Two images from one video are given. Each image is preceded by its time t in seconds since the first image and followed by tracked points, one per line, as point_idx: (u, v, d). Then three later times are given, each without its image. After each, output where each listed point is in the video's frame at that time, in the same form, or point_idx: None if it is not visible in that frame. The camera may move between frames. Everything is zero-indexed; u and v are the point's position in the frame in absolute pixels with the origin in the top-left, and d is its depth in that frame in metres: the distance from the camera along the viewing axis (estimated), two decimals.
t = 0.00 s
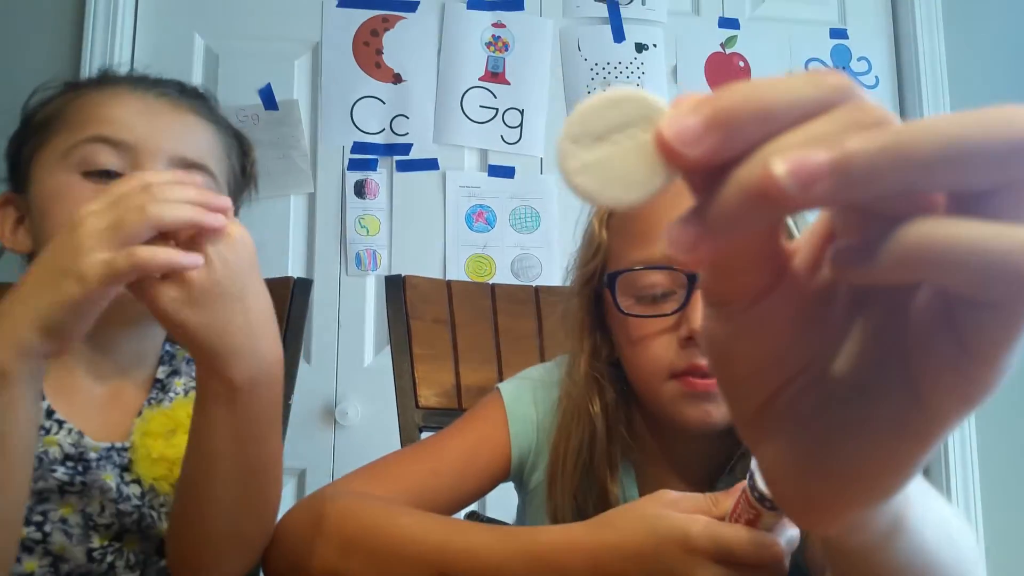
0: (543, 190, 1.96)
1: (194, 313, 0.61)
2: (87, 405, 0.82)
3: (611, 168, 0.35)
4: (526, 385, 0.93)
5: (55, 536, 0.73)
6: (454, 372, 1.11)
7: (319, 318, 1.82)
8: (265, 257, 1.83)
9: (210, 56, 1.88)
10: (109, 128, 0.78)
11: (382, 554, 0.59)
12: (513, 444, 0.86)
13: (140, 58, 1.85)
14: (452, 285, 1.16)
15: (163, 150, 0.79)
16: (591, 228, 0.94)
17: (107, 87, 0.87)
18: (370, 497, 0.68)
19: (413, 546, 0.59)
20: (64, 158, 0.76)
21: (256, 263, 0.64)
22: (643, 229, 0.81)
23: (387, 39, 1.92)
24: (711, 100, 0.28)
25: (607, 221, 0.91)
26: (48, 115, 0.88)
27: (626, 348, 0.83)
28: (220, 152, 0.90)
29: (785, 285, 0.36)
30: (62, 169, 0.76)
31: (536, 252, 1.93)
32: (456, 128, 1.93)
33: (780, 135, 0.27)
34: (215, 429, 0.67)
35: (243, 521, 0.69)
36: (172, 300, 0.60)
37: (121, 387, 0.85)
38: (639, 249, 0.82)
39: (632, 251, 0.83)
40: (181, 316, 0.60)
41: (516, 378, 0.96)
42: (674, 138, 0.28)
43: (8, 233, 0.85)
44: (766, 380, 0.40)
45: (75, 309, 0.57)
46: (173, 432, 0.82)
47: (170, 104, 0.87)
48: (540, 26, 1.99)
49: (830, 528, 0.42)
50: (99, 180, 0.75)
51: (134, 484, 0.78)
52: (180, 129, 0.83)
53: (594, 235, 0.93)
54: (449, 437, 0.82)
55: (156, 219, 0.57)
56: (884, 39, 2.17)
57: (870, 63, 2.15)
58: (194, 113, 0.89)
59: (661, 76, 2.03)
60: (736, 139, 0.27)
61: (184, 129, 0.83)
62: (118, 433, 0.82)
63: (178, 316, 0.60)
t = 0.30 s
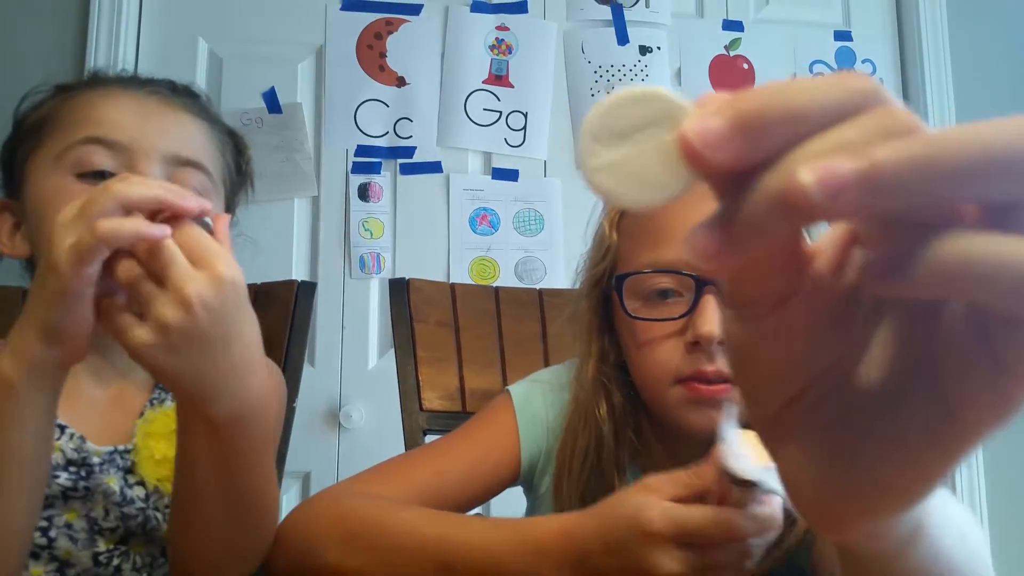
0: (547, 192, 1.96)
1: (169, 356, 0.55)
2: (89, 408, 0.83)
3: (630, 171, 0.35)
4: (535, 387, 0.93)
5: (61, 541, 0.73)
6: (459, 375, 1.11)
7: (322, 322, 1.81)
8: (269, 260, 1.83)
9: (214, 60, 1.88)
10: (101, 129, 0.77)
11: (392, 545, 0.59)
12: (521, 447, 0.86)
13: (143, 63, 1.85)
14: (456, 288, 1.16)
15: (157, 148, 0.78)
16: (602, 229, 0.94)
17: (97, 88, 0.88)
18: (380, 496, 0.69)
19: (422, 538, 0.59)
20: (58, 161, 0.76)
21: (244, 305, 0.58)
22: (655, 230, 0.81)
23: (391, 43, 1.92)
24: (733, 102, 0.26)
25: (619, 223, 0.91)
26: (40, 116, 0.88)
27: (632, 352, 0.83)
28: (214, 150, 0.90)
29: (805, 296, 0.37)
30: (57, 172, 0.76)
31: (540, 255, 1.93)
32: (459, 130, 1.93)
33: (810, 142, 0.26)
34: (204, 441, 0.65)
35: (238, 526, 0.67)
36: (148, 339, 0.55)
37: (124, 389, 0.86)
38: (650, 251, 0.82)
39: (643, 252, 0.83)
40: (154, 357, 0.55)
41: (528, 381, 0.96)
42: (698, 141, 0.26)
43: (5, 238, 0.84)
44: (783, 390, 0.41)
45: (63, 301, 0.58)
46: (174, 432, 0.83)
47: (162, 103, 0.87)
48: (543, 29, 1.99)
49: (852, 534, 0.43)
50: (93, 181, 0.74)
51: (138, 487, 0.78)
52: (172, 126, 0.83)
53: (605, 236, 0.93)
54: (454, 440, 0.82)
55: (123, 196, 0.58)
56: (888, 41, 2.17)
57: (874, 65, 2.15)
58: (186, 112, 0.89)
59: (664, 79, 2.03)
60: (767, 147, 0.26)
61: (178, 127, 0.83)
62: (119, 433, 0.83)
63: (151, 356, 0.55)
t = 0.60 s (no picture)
0: (551, 193, 1.96)
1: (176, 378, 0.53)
2: (108, 409, 0.84)
3: (698, 197, 0.39)
4: (544, 386, 0.93)
5: (77, 539, 0.74)
6: (464, 376, 1.12)
7: (327, 323, 1.82)
8: (274, 261, 1.84)
9: (218, 63, 1.89)
10: (108, 130, 0.78)
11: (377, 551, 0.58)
12: (528, 446, 0.87)
13: (148, 66, 1.87)
14: (461, 289, 1.16)
15: (163, 145, 0.79)
16: (610, 226, 0.96)
17: (102, 91, 0.88)
18: (381, 500, 0.68)
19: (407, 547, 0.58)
20: (66, 162, 0.77)
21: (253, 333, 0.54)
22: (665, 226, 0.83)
23: (394, 44, 1.93)
24: (822, 124, 0.25)
25: (627, 219, 0.92)
26: (48, 122, 0.88)
27: (637, 351, 0.83)
28: (220, 147, 0.90)
29: (896, 322, 0.33)
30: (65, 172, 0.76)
31: (544, 255, 1.93)
32: (462, 131, 1.94)
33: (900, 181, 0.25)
34: (201, 450, 0.61)
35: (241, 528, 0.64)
36: (155, 363, 0.52)
37: (140, 387, 0.87)
38: (654, 247, 0.84)
39: (651, 247, 0.85)
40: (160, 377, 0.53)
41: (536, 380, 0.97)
42: (784, 169, 0.25)
43: (20, 243, 0.85)
44: (855, 410, 0.38)
45: (65, 315, 0.55)
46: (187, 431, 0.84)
47: (167, 102, 0.88)
48: (546, 30, 2.00)
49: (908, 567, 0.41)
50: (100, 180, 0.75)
51: (152, 484, 0.78)
52: (177, 124, 0.83)
53: (613, 234, 0.93)
54: (460, 440, 0.83)
55: (88, 193, 0.59)
56: (893, 40, 2.18)
57: (880, 64, 2.16)
58: (191, 111, 0.90)
59: (668, 79, 2.04)
60: (857, 179, 0.26)
61: (181, 126, 0.84)
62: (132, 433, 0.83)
63: (157, 376, 0.53)
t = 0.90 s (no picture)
0: (582, 113, 1.92)
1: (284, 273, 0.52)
2: (159, 314, 0.84)
3: (893, 67, 0.39)
4: (577, 304, 0.93)
5: (129, 439, 0.77)
6: (496, 294, 1.12)
7: (357, 244, 1.82)
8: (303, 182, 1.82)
9: None
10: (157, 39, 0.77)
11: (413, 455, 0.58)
12: (561, 362, 0.88)
13: None
14: (493, 207, 1.15)
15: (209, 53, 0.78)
16: (651, 139, 0.93)
17: None
18: (418, 409, 0.69)
19: (454, 462, 0.57)
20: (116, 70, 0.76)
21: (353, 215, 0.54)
22: (714, 139, 0.81)
23: None
24: None
25: (670, 131, 0.89)
26: (94, 32, 0.87)
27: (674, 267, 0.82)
28: (269, 58, 0.88)
29: None
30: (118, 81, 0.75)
31: (575, 177, 1.91)
32: (493, 47, 1.86)
33: None
34: (296, 349, 0.58)
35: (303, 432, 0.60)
36: (267, 257, 0.51)
37: (191, 294, 0.87)
38: (699, 159, 0.81)
39: (694, 160, 0.82)
40: (271, 272, 0.52)
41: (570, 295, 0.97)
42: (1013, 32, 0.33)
43: (71, 153, 0.85)
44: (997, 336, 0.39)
45: (128, 206, 0.51)
46: (236, 341, 0.84)
47: (214, 11, 0.85)
48: None
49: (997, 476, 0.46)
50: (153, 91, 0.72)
51: (201, 390, 0.80)
52: (223, 32, 0.82)
53: (654, 146, 0.90)
54: (490, 355, 0.83)
55: (130, 80, 0.52)
56: None
57: None
58: (239, 19, 0.87)
59: None
60: None
61: (229, 32, 0.82)
62: (187, 338, 0.85)
63: (269, 273, 0.52)
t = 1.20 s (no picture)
0: (608, 91, 1.89)
1: (295, 158, 0.58)
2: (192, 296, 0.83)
3: (971, 60, 0.38)
4: (605, 283, 0.91)
5: (161, 420, 0.79)
6: (522, 274, 1.11)
7: (382, 224, 1.82)
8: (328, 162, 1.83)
9: None
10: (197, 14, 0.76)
11: (433, 439, 0.58)
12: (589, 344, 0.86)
13: None
14: (519, 186, 1.14)
15: (247, 33, 0.76)
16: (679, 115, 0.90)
17: None
18: (443, 387, 0.68)
19: (467, 430, 0.58)
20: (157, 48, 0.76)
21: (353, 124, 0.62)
22: (738, 113, 0.79)
23: None
24: None
25: (699, 107, 0.86)
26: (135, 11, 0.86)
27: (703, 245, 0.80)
28: (307, 40, 0.86)
29: None
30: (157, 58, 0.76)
31: (600, 157, 1.88)
32: (517, 24, 1.84)
33: None
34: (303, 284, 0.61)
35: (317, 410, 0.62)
36: (276, 139, 0.57)
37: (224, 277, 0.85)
38: (727, 133, 0.79)
39: (719, 136, 0.80)
40: (280, 156, 0.58)
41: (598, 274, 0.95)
42: None
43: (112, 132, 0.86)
44: None
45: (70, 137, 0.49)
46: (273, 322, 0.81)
47: None
48: None
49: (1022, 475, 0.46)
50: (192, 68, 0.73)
51: (235, 372, 0.80)
52: (263, 9, 0.79)
53: (682, 121, 0.88)
54: (514, 334, 0.83)
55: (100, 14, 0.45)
56: None
57: None
58: None
59: None
60: None
61: (269, 13, 0.80)
62: (217, 322, 0.83)
63: (278, 161, 0.58)
